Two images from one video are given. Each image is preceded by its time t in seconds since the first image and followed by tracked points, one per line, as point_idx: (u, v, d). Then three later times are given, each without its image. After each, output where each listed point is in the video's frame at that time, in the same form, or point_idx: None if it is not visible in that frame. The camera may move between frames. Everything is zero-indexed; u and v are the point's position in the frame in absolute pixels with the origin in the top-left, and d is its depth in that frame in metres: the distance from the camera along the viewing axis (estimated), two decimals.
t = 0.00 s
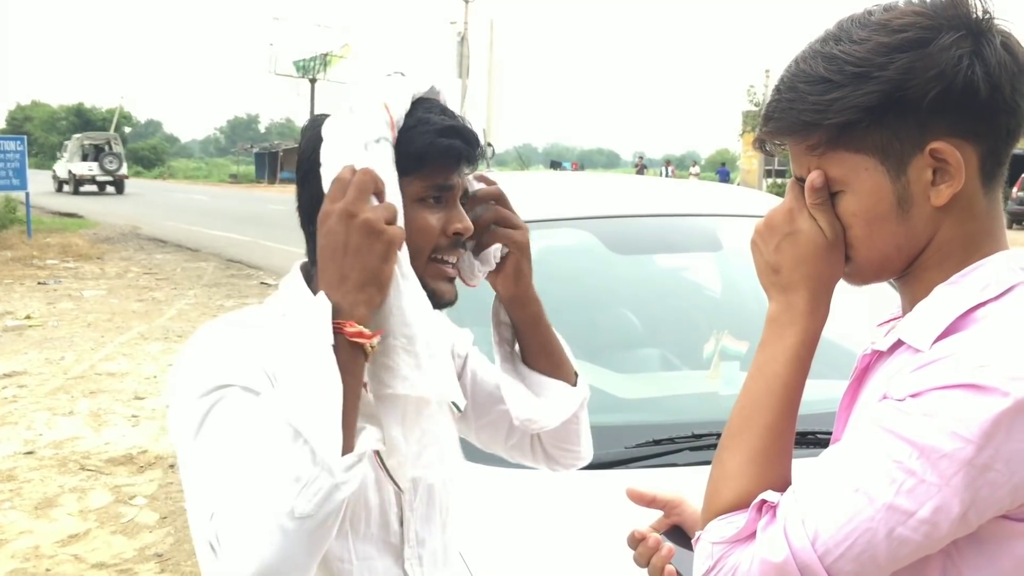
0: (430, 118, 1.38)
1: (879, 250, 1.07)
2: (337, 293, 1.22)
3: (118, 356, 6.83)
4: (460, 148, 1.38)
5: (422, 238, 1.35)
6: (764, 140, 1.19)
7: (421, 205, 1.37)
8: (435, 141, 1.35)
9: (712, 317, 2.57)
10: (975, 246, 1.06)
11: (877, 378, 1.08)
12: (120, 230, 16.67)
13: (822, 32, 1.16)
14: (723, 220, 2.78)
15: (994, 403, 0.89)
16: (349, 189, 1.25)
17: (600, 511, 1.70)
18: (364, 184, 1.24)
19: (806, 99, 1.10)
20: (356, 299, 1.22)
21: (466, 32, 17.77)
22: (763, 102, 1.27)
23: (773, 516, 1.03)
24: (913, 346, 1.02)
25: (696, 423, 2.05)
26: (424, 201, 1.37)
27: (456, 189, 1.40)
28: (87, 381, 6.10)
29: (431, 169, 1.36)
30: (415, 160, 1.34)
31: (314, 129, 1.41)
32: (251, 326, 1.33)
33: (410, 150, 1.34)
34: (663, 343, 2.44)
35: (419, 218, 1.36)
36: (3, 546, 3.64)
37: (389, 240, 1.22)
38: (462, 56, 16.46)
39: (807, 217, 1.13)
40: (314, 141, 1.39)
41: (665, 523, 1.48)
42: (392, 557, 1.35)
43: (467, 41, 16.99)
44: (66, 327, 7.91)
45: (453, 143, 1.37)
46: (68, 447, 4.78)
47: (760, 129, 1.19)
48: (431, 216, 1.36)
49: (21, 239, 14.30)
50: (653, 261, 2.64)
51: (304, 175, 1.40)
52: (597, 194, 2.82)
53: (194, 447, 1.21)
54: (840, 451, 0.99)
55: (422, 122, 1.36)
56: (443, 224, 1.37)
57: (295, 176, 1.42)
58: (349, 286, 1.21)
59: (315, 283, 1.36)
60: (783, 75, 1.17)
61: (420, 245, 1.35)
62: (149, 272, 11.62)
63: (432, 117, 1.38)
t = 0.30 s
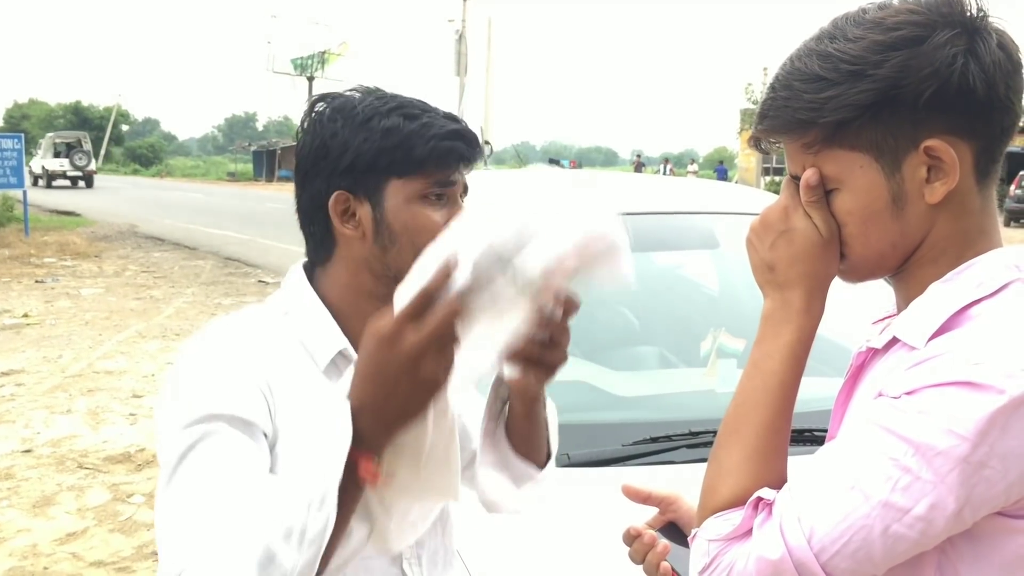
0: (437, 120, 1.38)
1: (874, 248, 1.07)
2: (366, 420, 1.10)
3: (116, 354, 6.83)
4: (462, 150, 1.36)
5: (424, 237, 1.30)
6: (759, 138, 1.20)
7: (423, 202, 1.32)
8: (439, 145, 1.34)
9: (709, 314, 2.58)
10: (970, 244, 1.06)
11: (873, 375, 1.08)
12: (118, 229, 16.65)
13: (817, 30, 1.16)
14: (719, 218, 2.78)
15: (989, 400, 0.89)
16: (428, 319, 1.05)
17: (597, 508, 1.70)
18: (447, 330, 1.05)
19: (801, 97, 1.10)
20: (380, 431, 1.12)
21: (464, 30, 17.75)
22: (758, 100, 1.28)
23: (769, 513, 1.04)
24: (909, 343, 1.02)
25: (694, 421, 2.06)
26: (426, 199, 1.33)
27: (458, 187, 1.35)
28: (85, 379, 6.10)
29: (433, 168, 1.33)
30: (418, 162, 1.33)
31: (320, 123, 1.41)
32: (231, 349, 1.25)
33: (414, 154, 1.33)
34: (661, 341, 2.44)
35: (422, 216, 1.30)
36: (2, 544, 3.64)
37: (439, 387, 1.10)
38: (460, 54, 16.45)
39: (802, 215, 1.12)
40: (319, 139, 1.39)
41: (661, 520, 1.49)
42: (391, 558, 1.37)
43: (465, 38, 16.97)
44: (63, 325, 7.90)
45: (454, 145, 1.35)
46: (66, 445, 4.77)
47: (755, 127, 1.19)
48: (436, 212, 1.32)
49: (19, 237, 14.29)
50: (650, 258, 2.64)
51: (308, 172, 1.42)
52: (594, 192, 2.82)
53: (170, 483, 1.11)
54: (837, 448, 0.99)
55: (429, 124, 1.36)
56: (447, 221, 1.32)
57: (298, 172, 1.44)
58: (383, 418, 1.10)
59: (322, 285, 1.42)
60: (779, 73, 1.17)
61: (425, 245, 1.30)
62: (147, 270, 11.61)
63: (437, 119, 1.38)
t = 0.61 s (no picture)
0: (429, 107, 1.38)
1: (874, 247, 1.08)
2: None
3: (120, 353, 6.84)
4: (453, 135, 1.37)
5: (415, 220, 1.33)
6: (760, 138, 1.20)
7: (414, 187, 1.35)
8: (428, 130, 1.35)
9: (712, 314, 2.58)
10: (971, 243, 1.06)
11: (874, 374, 1.08)
12: (121, 228, 16.68)
13: (818, 30, 1.16)
14: (722, 217, 2.79)
15: (989, 400, 0.90)
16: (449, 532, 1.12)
17: (599, 507, 1.70)
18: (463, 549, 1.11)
19: (802, 96, 1.10)
20: None
21: (467, 29, 17.76)
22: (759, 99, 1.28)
23: (770, 511, 1.04)
24: (909, 343, 1.02)
25: (696, 420, 2.06)
26: (418, 184, 1.35)
27: (452, 175, 1.38)
28: (88, 378, 6.11)
29: (426, 155, 1.35)
30: (408, 147, 1.34)
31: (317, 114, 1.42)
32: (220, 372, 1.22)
33: (404, 139, 1.34)
34: (664, 341, 2.45)
35: (412, 200, 1.34)
36: (5, 542, 3.65)
37: None
38: (463, 54, 16.45)
39: (802, 213, 1.14)
40: (316, 136, 1.41)
41: (661, 518, 1.49)
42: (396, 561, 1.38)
43: (468, 37, 16.96)
44: (67, 324, 7.93)
45: (445, 130, 1.37)
46: (69, 444, 4.78)
47: (756, 127, 1.19)
48: (426, 199, 1.35)
49: (23, 237, 14.32)
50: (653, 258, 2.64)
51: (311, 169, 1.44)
52: (597, 191, 2.82)
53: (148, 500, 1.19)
54: (837, 447, 0.99)
55: (421, 111, 1.37)
56: (438, 206, 1.35)
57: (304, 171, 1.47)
58: None
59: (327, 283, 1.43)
60: (780, 72, 1.17)
61: (414, 229, 1.33)
62: (150, 269, 11.63)
63: (430, 107, 1.39)
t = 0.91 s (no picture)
0: (432, 108, 1.38)
1: (882, 249, 1.08)
2: None
3: (127, 354, 6.87)
4: (463, 133, 1.38)
5: (440, 224, 1.34)
6: (767, 139, 1.20)
7: (432, 192, 1.35)
8: (438, 131, 1.35)
9: (719, 316, 2.58)
10: (979, 245, 1.06)
11: (883, 375, 1.08)
12: (128, 229, 16.74)
13: (824, 32, 1.16)
14: (729, 219, 2.79)
15: (998, 402, 0.90)
16: None
17: (606, 508, 1.70)
18: None
19: (809, 98, 1.10)
20: None
21: (473, 31, 17.78)
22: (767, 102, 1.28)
23: (778, 513, 1.04)
24: (917, 344, 1.02)
25: (703, 421, 2.06)
26: (435, 187, 1.36)
27: (465, 172, 1.38)
28: (96, 379, 6.13)
29: (438, 157, 1.36)
30: (421, 152, 1.34)
31: (314, 127, 1.39)
32: (237, 373, 1.21)
33: (415, 144, 1.34)
34: (670, 342, 2.45)
35: (434, 206, 1.34)
36: (13, 542, 3.67)
37: None
38: (469, 56, 16.48)
39: (810, 215, 1.14)
40: (318, 148, 1.38)
41: (669, 519, 1.49)
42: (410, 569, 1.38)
43: (474, 39, 16.97)
44: (75, 325, 7.96)
45: (455, 129, 1.37)
46: (77, 445, 4.80)
47: (763, 129, 1.20)
48: (447, 202, 1.35)
49: (31, 238, 14.38)
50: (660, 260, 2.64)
51: (316, 181, 1.41)
52: (604, 193, 2.82)
53: (154, 493, 1.20)
54: (846, 448, 0.99)
55: (425, 113, 1.36)
56: (459, 207, 1.36)
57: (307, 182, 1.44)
58: None
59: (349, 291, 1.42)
60: (787, 74, 1.17)
61: (439, 234, 1.34)
62: (157, 271, 11.67)
63: (433, 106, 1.38)
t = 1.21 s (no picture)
0: (481, 121, 1.39)
1: (881, 254, 1.08)
2: None
3: (127, 359, 6.87)
4: (508, 152, 1.39)
5: (473, 239, 1.34)
6: (766, 144, 1.21)
7: (469, 204, 1.36)
8: (485, 146, 1.36)
9: (719, 320, 2.58)
10: (977, 249, 1.06)
11: (882, 380, 1.08)
12: (129, 234, 16.75)
13: (823, 38, 1.17)
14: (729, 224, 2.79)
15: (997, 407, 0.90)
16: None
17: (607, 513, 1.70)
18: None
19: (808, 104, 1.11)
20: None
21: (473, 36, 17.82)
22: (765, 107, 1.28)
23: (779, 519, 1.04)
24: (917, 349, 1.02)
25: (704, 426, 2.06)
26: (471, 200, 1.36)
27: (502, 189, 1.39)
28: (96, 384, 6.13)
29: (482, 171, 1.36)
30: (464, 164, 1.35)
31: (361, 122, 1.39)
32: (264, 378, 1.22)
33: (460, 155, 1.35)
34: (671, 346, 2.45)
35: (468, 219, 1.35)
36: (13, 547, 3.66)
37: None
38: (469, 60, 16.51)
39: (809, 221, 1.14)
40: (361, 144, 1.38)
41: (669, 524, 1.48)
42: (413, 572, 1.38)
43: (473, 44, 17.00)
44: (76, 330, 7.96)
45: (501, 146, 1.38)
46: (77, 449, 4.80)
47: (762, 133, 1.20)
48: (481, 216, 1.35)
49: (32, 243, 14.39)
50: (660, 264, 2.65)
51: (352, 177, 1.41)
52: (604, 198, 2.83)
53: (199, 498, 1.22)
54: (845, 453, 0.99)
55: (474, 125, 1.37)
56: (493, 224, 1.36)
57: (341, 177, 1.44)
58: None
59: (364, 291, 1.42)
60: (785, 78, 1.18)
61: (471, 248, 1.34)
62: (158, 275, 11.68)
63: (482, 121, 1.39)
